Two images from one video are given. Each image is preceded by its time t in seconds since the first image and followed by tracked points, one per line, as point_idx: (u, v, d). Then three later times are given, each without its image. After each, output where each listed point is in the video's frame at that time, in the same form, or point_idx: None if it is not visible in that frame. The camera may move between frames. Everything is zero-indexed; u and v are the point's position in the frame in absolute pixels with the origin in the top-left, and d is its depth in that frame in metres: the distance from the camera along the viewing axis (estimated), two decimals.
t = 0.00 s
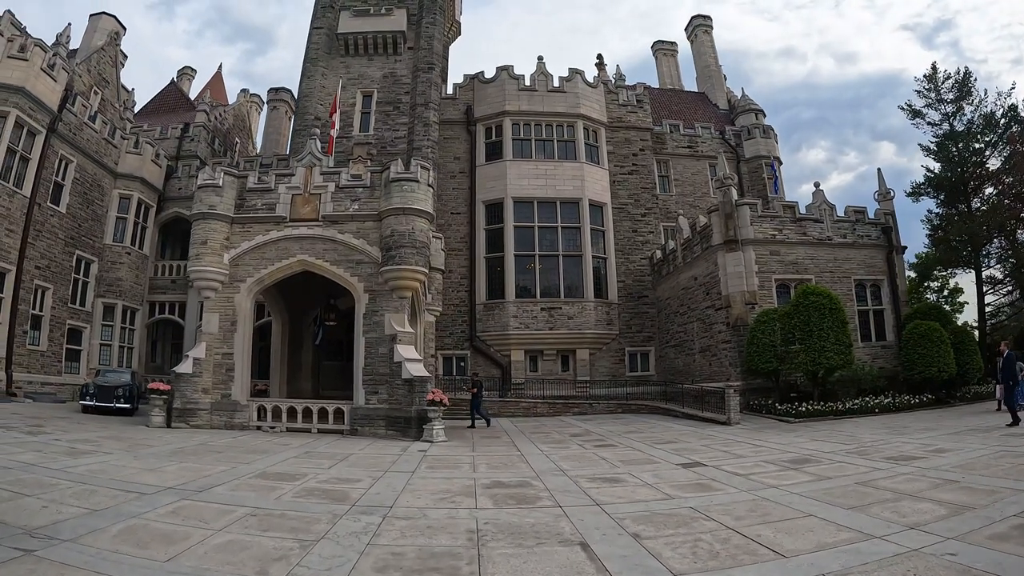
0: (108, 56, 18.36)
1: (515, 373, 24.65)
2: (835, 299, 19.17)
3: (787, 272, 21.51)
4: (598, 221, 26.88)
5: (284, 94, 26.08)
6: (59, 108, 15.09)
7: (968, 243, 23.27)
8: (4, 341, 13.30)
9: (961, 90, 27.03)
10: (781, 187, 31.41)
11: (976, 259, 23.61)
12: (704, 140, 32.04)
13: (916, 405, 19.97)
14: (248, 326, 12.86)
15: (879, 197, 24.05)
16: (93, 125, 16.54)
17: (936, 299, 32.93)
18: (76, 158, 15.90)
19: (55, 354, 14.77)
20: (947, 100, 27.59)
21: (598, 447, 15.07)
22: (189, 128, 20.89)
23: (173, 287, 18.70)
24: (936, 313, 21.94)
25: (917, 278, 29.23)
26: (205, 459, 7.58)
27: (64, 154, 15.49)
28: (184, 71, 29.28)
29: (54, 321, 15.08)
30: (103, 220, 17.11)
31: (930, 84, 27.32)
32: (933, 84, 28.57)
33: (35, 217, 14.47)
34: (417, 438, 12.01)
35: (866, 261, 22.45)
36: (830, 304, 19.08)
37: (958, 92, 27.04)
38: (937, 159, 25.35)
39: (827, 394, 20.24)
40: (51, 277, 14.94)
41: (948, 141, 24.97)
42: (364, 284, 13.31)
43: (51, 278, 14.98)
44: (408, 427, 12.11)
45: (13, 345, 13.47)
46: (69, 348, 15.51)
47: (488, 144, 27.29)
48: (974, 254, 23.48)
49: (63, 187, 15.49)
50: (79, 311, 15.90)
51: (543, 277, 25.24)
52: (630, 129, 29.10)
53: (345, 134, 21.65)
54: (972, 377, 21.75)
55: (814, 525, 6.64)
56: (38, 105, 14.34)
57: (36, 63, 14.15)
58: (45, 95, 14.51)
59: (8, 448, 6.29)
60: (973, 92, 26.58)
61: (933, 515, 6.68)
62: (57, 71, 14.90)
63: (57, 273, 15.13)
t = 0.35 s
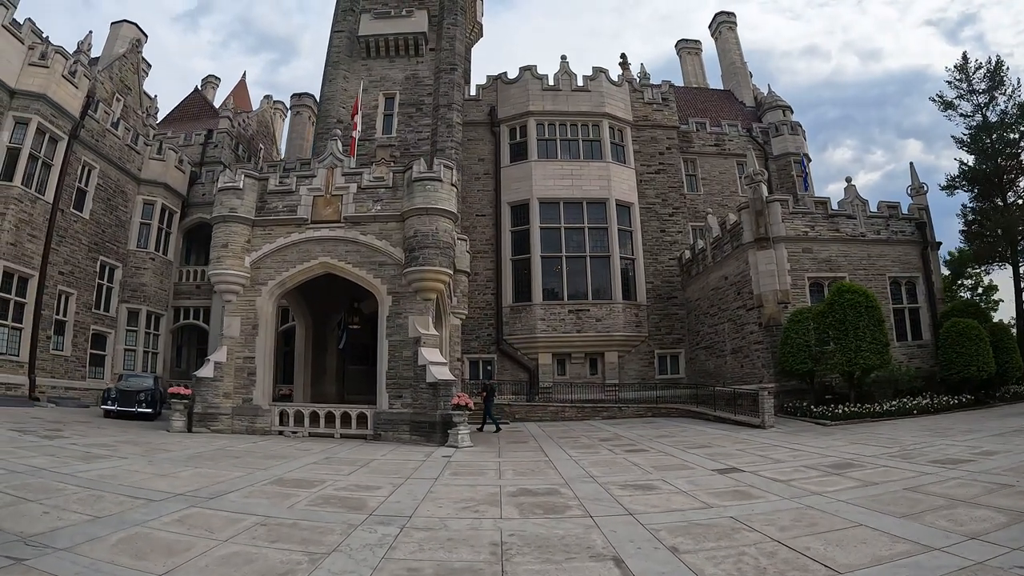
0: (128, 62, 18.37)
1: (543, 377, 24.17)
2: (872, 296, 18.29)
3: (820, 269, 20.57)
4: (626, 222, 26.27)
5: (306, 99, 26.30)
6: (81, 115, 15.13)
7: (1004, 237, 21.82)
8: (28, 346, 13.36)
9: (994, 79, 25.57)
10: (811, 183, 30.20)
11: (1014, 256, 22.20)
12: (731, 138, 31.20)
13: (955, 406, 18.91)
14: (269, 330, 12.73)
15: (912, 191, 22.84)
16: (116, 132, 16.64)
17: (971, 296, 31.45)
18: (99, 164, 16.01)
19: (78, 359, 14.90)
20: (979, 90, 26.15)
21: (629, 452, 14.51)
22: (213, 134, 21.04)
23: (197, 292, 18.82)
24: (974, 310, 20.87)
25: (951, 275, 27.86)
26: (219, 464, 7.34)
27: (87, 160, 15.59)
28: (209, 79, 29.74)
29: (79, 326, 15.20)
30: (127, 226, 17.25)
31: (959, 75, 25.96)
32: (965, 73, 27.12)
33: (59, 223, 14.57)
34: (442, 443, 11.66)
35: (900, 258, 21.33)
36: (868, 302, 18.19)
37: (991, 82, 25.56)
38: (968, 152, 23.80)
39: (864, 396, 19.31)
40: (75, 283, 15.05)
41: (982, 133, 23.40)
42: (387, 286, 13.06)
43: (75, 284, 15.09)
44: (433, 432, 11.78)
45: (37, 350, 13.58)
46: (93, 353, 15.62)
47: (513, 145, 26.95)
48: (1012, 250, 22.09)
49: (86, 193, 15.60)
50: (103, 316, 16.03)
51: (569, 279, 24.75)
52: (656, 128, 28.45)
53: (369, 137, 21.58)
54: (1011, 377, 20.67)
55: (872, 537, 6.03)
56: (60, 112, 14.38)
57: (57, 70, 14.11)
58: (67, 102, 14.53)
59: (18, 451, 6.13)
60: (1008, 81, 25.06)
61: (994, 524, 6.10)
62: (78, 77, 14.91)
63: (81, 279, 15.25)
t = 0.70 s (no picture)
0: (154, 71, 18.35)
1: (575, 382, 23.58)
2: (909, 293, 17.26)
3: (858, 267, 19.57)
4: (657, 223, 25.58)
5: (332, 106, 26.36)
6: (107, 123, 15.28)
7: None
8: (54, 353, 13.48)
9: None
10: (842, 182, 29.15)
11: None
12: (762, 136, 30.31)
13: (1000, 408, 17.75)
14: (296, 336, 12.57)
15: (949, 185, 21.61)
16: (142, 140, 16.85)
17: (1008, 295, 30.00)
18: (125, 172, 16.16)
19: (105, 366, 15.02)
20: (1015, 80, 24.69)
21: (666, 459, 13.87)
22: (239, 142, 21.18)
23: (225, 299, 18.89)
24: (1015, 308, 19.82)
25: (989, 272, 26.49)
26: (241, 473, 7.08)
27: (113, 169, 15.77)
28: (236, 89, 30.21)
29: (106, 333, 15.34)
30: (154, 233, 17.40)
31: (994, 63, 24.76)
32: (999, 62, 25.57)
33: (85, 231, 14.71)
34: (473, 451, 11.28)
35: (939, 256, 20.21)
36: (907, 299, 17.20)
37: None
38: (1004, 143, 22.62)
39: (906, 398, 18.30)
40: (102, 290, 15.18)
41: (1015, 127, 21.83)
42: (415, 290, 12.76)
43: (102, 292, 15.22)
44: (463, 439, 11.41)
45: (64, 357, 13.70)
46: (120, 360, 15.74)
47: (540, 147, 26.53)
48: None
49: (113, 202, 15.76)
50: (131, 323, 16.15)
51: (600, 282, 24.15)
52: (685, 126, 27.75)
53: (395, 141, 21.49)
54: None
55: (951, 554, 5.40)
56: (84, 120, 14.52)
57: (81, 79, 14.29)
58: (92, 110, 14.69)
59: (35, 459, 5.95)
60: None
61: None
62: (103, 86, 15.06)
63: (108, 286, 15.38)
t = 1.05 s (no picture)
0: (176, 78, 18.45)
1: (603, 386, 22.98)
2: (948, 292, 16.40)
3: (894, 266, 18.69)
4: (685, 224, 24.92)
5: (355, 112, 26.41)
6: (129, 130, 15.40)
7: None
8: (78, 360, 13.57)
9: None
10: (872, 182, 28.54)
11: None
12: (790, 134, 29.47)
13: None
14: (320, 342, 12.37)
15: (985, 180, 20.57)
16: (164, 147, 16.92)
17: None
18: (148, 179, 16.27)
19: (129, 372, 15.09)
20: None
21: (702, 466, 13.27)
22: (263, 148, 21.27)
23: (250, 304, 18.92)
24: None
25: None
26: (262, 482, 6.82)
27: (136, 175, 15.89)
28: (259, 97, 30.53)
29: (131, 339, 15.43)
30: (179, 239, 17.51)
31: None
32: None
33: (109, 237, 14.81)
34: (501, 458, 10.91)
35: (975, 252, 19.20)
36: (946, 299, 16.31)
37: None
38: None
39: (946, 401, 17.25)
40: (126, 296, 15.27)
41: None
42: (442, 293, 12.44)
43: (126, 298, 15.31)
44: (492, 446, 11.05)
45: (88, 363, 13.83)
46: (145, 366, 15.82)
47: (565, 148, 26.02)
48: None
49: (136, 208, 15.87)
50: (155, 329, 16.23)
51: (629, 284, 23.56)
52: (712, 125, 27.05)
53: (419, 144, 21.36)
54: None
55: None
56: (106, 127, 14.63)
57: (103, 86, 14.42)
58: (113, 117, 14.76)
59: (51, 470, 5.77)
60: None
61: None
62: (124, 93, 15.18)
63: (132, 293, 15.47)
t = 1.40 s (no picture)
0: (198, 82, 18.61)
1: (633, 387, 22.41)
2: (988, 286, 15.57)
3: (929, 260, 17.83)
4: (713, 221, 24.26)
5: (378, 114, 26.43)
6: (151, 133, 15.50)
7: None
8: (101, 363, 13.63)
9: None
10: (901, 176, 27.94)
11: None
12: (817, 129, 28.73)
13: None
14: (344, 343, 12.17)
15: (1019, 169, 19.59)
16: (187, 150, 17.04)
17: None
18: (171, 182, 16.35)
19: (152, 375, 15.13)
20: None
21: (739, 468, 12.70)
22: (287, 152, 21.31)
23: (274, 307, 18.87)
24: None
25: None
26: (284, 486, 6.57)
27: (159, 179, 15.98)
28: (281, 102, 30.76)
29: (155, 343, 15.49)
30: (202, 243, 17.58)
31: None
32: None
33: (132, 241, 14.89)
34: (531, 461, 10.55)
35: (1012, 245, 18.22)
36: (985, 294, 15.48)
37: None
38: None
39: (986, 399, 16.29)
40: (150, 300, 15.34)
41: None
42: (469, 292, 12.10)
43: (150, 301, 15.39)
44: (521, 448, 10.70)
45: (112, 366, 13.90)
46: (169, 370, 15.87)
47: (591, 146, 25.41)
48: None
49: (159, 212, 15.96)
50: (179, 332, 16.28)
51: (657, 282, 22.95)
52: (739, 120, 26.32)
53: (443, 144, 21.16)
54: None
55: None
56: (127, 131, 14.73)
57: (124, 90, 14.55)
58: (134, 120, 14.87)
59: (65, 476, 5.59)
60: None
61: None
62: (146, 97, 15.29)
63: (156, 296, 15.53)
